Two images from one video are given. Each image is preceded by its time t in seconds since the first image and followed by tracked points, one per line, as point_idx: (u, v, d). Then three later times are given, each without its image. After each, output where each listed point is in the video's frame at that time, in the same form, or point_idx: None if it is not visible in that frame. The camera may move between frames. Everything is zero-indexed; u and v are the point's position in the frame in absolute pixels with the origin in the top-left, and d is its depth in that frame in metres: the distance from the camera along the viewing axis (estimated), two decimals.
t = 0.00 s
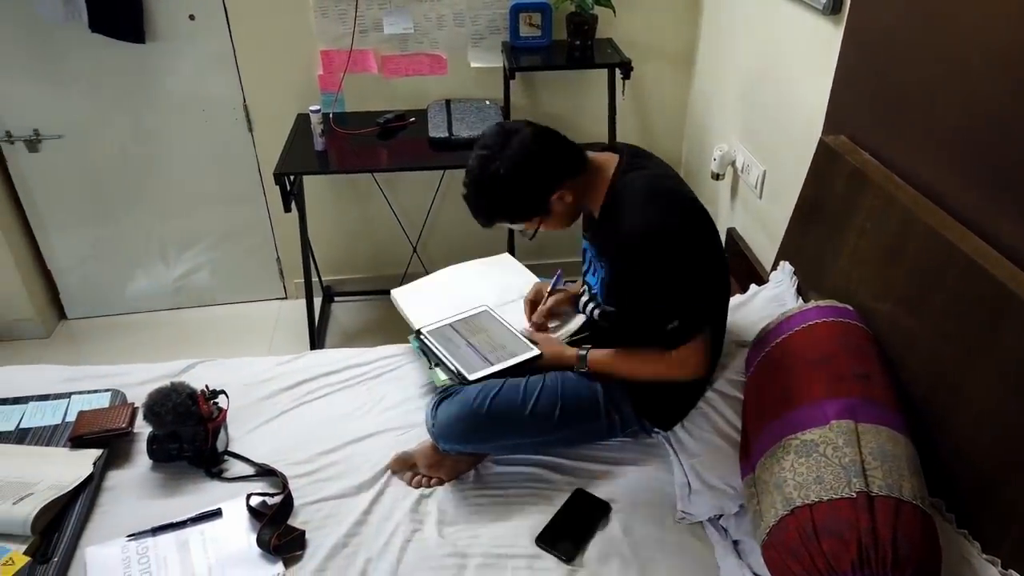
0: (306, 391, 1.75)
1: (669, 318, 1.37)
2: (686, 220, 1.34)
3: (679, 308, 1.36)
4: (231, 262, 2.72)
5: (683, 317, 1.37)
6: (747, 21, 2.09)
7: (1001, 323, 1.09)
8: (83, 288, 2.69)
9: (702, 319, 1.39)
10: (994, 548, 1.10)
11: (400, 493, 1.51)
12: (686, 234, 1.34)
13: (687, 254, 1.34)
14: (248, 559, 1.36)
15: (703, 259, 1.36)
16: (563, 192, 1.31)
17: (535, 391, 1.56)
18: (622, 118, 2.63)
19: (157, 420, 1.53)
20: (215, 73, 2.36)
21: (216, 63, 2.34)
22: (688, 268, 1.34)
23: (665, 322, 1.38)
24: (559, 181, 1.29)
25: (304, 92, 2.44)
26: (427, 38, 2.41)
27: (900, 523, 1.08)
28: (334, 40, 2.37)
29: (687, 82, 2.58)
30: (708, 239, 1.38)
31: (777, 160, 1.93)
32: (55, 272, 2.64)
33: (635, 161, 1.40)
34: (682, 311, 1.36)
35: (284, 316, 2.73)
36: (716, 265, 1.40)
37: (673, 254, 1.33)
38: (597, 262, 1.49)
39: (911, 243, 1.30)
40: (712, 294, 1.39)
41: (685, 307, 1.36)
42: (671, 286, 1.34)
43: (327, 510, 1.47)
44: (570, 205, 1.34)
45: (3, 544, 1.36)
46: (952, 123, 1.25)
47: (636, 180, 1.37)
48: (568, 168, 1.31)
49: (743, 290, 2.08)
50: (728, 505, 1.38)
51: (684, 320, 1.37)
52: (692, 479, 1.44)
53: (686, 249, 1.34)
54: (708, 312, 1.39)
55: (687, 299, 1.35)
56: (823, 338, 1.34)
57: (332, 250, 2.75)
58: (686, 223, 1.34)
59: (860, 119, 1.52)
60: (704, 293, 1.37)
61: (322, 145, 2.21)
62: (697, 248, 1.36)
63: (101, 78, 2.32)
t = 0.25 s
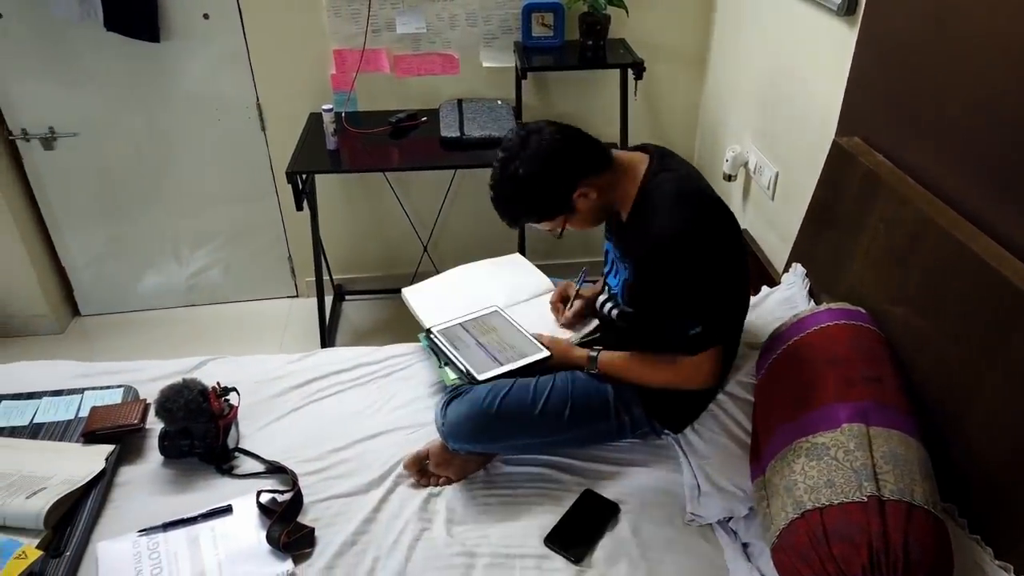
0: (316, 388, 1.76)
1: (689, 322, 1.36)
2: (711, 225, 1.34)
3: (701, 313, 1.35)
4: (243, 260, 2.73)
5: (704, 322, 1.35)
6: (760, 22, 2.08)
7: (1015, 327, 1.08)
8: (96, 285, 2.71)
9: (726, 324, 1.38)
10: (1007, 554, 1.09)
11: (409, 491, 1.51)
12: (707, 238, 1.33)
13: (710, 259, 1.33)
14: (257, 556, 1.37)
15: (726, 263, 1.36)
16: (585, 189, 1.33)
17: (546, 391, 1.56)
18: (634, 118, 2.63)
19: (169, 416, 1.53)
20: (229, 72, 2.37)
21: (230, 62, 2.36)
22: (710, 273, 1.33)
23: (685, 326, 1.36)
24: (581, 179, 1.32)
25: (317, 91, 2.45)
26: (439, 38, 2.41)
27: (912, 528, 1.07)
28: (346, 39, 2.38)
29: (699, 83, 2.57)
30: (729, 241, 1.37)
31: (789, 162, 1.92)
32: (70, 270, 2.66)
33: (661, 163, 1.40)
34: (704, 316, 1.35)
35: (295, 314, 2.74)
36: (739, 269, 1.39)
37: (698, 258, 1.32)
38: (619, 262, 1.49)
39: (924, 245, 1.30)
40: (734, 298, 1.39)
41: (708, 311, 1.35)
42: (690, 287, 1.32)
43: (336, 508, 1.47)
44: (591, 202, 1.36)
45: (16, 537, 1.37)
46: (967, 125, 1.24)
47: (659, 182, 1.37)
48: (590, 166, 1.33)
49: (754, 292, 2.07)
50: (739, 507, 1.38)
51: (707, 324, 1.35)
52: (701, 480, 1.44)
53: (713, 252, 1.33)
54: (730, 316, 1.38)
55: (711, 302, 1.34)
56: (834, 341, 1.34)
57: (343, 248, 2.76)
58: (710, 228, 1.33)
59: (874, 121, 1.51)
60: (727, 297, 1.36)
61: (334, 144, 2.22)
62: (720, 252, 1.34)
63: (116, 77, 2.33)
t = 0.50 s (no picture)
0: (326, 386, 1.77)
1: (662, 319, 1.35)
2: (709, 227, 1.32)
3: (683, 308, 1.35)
4: (255, 258, 2.74)
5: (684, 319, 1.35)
6: (774, 22, 2.06)
7: None
8: (110, 282, 2.73)
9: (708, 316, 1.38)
10: (1020, 561, 1.08)
11: (418, 490, 1.52)
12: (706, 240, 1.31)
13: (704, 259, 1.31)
14: (266, 552, 1.38)
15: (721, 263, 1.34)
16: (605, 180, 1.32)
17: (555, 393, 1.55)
18: (646, 119, 2.62)
19: (180, 412, 1.54)
20: (242, 70, 2.38)
21: (243, 60, 2.37)
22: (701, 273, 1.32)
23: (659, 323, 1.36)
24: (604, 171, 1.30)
25: (329, 90, 2.46)
26: (452, 38, 2.42)
27: (923, 533, 1.06)
28: (359, 38, 2.39)
29: (712, 84, 2.56)
30: (732, 243, 1.36)
31: (802, 163, 1.91)
32: (84, 266, 2.68)
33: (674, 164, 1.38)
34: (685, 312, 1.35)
35: (305, 312, 2.75)
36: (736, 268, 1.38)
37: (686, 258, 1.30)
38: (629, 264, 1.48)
39: (938, 248, 1.29)
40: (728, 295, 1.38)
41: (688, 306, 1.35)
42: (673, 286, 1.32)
43: (345, 505, 1.48)
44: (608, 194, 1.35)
45: (29, 531, 1.38)
46: (982, 127, 1.23)
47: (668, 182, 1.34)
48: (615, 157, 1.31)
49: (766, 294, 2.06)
50: (748, 510, 1.37)
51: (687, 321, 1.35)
52: (710, 483, 1.42)
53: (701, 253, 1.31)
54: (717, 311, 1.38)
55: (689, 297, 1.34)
56: (846, 343, 1.33)
57: (354, 247, 2.76)
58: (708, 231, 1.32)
59: (888, 122, 1.50)
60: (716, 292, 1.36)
61: (346, 143, 2.23)
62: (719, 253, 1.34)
63: (131, 75, 2.35)
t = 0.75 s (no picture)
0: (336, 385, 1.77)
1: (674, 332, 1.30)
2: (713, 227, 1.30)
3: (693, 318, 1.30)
4: (266, 256, 2.76)
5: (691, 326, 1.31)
6: (787, 22, 2.05)
7: None
8: (122, 279, 2.75)
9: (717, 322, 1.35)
10: None
11: (426, 489, 1.52)
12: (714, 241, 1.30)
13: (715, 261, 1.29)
14: (276, 549, 1.38)
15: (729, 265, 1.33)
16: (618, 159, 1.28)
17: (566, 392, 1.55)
18: (658, 119, 2.61)
19: (191, 409, 1.56)
20: (255, 69, 2.39)
21: (255, 59, 2.38)
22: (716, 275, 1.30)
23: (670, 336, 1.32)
24: (604, 186, 1.21)
25: (341, 89, 2.47)
26: (464, 38, 2.42)
27: (935, 538, 1.05)
28: (371, 38, 2.39)
29: (724, 84, 2.56)
30: (738, 245, 1.36)
31: (815, 164, 1.90)
32: (97, 264, 2.70)
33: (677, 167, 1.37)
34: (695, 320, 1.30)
35: (315, 310, 2.76)
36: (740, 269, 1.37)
37: (693, 261, 1.26)
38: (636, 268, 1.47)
39: (951, 250, 1.28)
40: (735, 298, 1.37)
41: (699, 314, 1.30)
42: (681, 292, 1.25)
43: (354, 503, 1.48)
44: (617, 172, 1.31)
45: (41, 526, 1.39)
46: (997, 128, 1.22)
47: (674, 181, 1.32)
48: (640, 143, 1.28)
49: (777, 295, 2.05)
50: (758, 513, 1.35)
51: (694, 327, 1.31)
52: (720, 485, 1.42)
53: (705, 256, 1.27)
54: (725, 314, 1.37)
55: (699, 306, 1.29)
56: (858, 346, 1.32)
57: (364, 246, 2.77)
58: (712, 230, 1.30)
59: (901, 124, 1.49)
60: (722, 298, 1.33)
61: (358, 143, 2.24)
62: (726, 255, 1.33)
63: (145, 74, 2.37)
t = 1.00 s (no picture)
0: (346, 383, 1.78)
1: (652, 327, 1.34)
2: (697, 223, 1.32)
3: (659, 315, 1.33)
4: (277, 254, 2.77)
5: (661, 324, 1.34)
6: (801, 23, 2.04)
7: None
8: (134, 276, 2.77)
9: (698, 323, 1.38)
10: None
11: (434, 487, 1.52)
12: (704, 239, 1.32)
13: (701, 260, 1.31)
14: (285, 546, 1.39)
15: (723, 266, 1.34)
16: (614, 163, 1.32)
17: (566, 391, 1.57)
18: (669, 119, 2.61)
19: (202, 405, 1.56)
20: (267, 68, 2.40)
21: (268, 58, 2.39)
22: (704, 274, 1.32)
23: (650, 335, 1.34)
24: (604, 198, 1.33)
25: (353, 88, 2.47)
26: (476, 37, 2.42)
27: (946, 542, 1.05)
28: (383, 37, 2.40)
29: (736, 85, 2.54)
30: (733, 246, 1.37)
31: (827, 166, 1.89)
32: (109, 260, 2.72)
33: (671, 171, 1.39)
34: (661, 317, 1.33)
35: (326, 308, 2.77)
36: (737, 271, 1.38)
37: (653, 259, 1.29)
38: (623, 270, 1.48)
39: (965, 253, 1.27)
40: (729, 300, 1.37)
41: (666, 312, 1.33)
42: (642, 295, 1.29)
43: (362, 501, 1.49)
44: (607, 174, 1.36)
45: (53, 520, 1.41)
46: (1012, 131, 1.21)
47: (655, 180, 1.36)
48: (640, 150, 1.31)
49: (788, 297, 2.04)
50: (765, 516, 1.35)
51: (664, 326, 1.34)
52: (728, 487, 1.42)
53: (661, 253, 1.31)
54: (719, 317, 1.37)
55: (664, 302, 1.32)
56: (869, 349, 1.31)
57: (375, 245, 2.78)
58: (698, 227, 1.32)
59: (915, 125, 1.48)
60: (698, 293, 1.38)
61: (369, 142, 2.24)
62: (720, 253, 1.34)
63: (158, 72, 2.38)
